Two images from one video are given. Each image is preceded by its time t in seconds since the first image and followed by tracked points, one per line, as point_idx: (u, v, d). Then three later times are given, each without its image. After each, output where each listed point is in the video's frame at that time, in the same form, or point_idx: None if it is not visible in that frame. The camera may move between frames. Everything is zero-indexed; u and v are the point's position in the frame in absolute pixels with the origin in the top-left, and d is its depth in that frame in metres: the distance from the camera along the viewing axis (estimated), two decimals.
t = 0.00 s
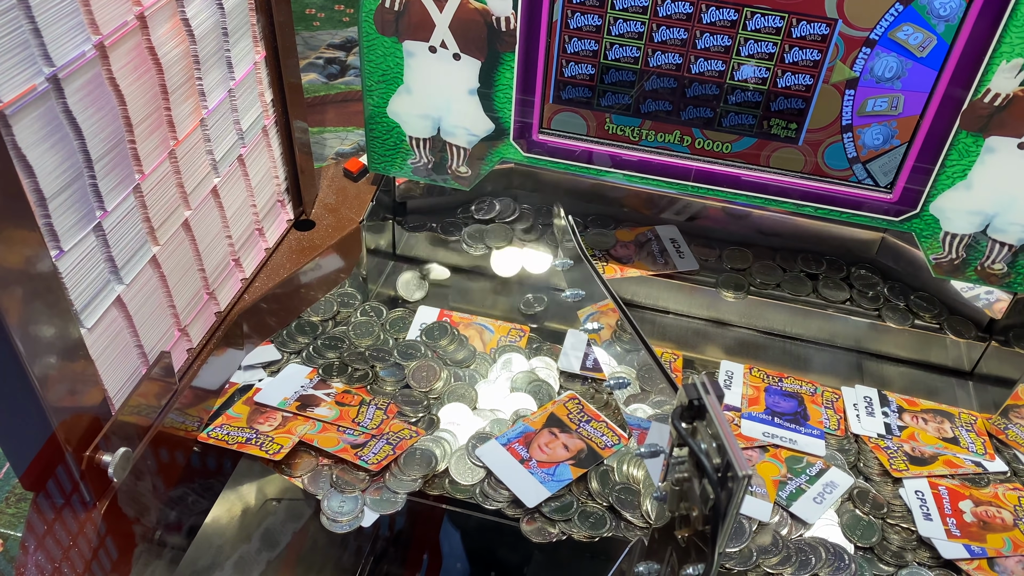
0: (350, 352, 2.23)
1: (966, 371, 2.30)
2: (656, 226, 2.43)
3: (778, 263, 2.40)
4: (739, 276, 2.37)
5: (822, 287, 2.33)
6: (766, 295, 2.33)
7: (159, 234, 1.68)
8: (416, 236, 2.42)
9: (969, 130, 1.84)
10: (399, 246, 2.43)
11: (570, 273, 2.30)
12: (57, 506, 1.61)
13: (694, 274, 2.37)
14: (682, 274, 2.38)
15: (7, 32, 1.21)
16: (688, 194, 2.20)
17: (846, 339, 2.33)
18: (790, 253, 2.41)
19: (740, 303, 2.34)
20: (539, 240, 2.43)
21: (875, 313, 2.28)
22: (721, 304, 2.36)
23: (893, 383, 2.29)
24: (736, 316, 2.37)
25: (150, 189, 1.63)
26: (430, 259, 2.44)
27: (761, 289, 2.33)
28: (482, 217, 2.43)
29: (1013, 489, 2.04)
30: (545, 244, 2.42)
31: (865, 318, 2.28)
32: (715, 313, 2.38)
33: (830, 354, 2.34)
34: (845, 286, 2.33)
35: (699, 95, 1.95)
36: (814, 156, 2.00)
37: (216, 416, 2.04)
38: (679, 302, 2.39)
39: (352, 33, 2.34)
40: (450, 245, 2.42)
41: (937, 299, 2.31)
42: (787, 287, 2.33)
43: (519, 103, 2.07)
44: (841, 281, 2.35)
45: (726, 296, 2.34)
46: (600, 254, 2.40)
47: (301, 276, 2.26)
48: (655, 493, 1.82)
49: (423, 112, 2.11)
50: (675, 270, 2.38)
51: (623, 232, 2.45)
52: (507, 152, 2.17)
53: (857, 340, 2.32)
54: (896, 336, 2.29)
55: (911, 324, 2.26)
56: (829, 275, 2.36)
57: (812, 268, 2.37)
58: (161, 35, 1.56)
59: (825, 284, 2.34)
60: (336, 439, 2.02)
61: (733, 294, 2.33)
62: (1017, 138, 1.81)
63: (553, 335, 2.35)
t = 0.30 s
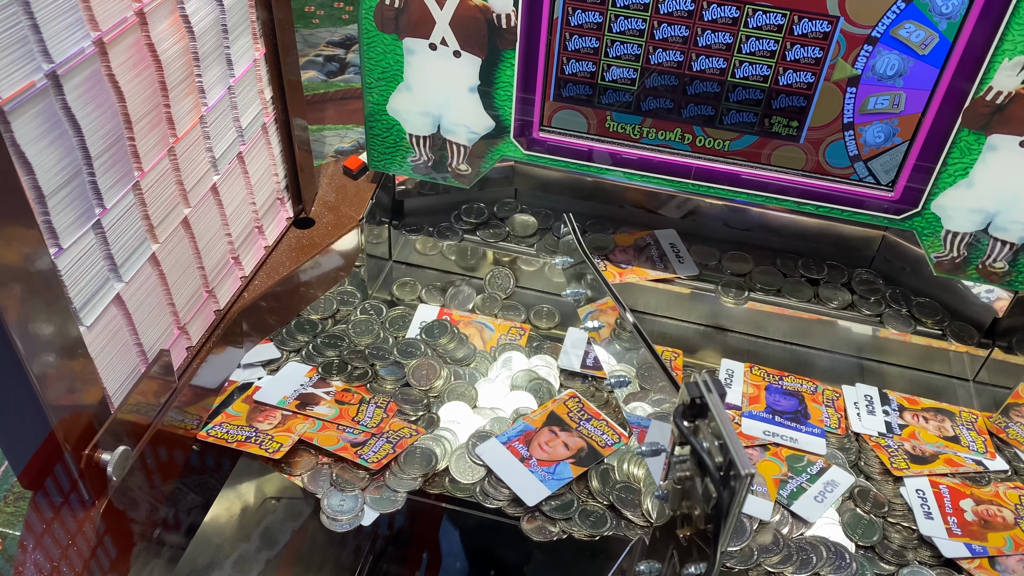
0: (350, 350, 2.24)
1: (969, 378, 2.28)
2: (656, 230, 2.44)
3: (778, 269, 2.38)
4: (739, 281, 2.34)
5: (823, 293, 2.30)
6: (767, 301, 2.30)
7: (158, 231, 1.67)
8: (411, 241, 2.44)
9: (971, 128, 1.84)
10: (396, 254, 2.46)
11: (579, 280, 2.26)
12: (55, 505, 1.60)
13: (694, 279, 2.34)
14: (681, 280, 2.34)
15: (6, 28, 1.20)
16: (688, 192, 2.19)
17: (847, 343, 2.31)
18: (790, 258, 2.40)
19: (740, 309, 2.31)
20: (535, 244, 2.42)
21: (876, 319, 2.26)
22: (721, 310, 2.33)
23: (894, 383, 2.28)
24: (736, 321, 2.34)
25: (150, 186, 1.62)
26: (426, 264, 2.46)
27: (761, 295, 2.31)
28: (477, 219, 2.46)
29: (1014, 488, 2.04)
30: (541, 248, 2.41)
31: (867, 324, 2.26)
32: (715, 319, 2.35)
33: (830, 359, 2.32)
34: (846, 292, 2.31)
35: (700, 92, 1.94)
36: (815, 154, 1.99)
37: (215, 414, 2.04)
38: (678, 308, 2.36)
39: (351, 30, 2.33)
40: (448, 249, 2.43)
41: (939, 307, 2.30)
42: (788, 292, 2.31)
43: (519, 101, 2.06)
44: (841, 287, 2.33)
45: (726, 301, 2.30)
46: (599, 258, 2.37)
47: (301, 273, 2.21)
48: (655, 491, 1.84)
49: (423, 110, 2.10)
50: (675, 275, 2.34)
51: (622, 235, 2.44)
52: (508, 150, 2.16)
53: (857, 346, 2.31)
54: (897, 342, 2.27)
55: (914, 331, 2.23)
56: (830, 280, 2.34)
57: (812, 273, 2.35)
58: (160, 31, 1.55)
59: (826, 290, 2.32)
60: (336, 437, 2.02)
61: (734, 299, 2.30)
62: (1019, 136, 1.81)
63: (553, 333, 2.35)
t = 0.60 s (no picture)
0: (349, 348, 2.24)
1: (971, 395, 2.27)
2: (652, 242, 2.43)
3: (778, 283, 2.36)
4: (738, 295, 2.31)
5: (822, 308, 2.27)
6: (766, 314, 2.27)
7: (157, 229, 1.67)
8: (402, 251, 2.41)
9: (970, 125, 1.84)
10: (387, 267, 2.44)
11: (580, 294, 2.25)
12: (54, 502, 1.61)
13: (692, 293, 2.31)
14: (678, 294, 2.30)
15: (4, 25, 1.20)
16: (688, 189, 2.19)
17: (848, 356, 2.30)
18: (790, 271, 2.39)
19: (739, 323, 2.29)
20: (527, 254, 2.41)
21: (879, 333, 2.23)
22: (720, 324, 2.31)
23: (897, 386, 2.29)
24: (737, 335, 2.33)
25: (148, 183, 1.61)
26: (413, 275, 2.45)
27: (761, 309, 2.27)
28: (470, 229, 2.45)
29: (1013, 486, 2.04)
30: (535, 256, 2.41)
31: (868, 338, 2.23)
32: (716, 332, 2.34)
33: (830, 369, 2.33)
34: (848, 307, 2.29)
35: (699, 90, 1.94)
36: (815, 152, 1.99)
37: (214, 412, 2.04)
38: (675, 317, 2.35)
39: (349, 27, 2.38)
40: (442, 261, 2.41)
41: (942, 321, 2.27)
42: (787, 307, 2.27)
43: (519, 99, 2.06)
44: (843, 300, 2.31)
45: (725, 317, 2.28)
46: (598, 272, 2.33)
47: (300, 271, 2.18)
48: (655, 489, 1.82)
49: (422, 107, 2.10)
50: (672, 287, 2.30)
51: (617, 248, 2.43)
52: (507, 148, 2.16)
53: (859, 359, 2.29)
54: (899, 357, 2.24)
55: (915, 346, 2.21)
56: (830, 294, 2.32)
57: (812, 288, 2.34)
58: (158, 29, 1.55)
59: (827, 304, 2.29)
60: (335, 435, 2.01)
61: (733, 314, 2.26)
62: (1019, 134, 1.81)
63: (551, 331, 2.35)
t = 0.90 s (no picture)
0: (348, 345, 2.23)
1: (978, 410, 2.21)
2: (651, 252, 2.42)
3: (779, 297, 2.31)
4: (738, 309, 2.26)
5: (824, 322, 2.23)
6: (766, 327, 2.21)
7: (155, 224, 1.66)
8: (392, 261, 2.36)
9: (974, 121, 1.83)
10: (378, 277, 2.41)
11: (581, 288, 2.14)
12: (53, 500, 1.63)
13: (691, 306, 2.26)
14: (677, 307, 2.27)
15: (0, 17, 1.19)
16: (689, 185, 2.18)
17: (852, 373, 2.23)
18: (791, 284, 2.38)
19: (739, 338, 2.22)
20: (522, 266, 2.34)
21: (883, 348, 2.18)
22: (719, 339, 2.25)
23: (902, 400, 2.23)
24: (738, 351, 2.26)
25: (147, 178, 1.60)
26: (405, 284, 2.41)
27: (761, 322, 2.22)
28: (468, 234, 2.41)
29: (1016, 483, 2.04)
30: (531, 269, 2.33)
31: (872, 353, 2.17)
32: (716, 348, 2.27)
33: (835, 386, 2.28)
34: (851, 321, 2.24)
35: (701, 85, 1.93)
36: (817, 148, 1.98)
37: (212, 406, 2.02)
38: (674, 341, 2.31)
39: (349, 23, 2.38)
40: (432, 273, 2.35)
41: (946, 336, 2.24)
42: (788, 320, 2.22)
43: (519, 95, 2.05)
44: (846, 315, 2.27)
45: (724, 331, 2.21)
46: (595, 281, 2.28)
47: (297, 267, 2.16)
48: (655, 485, 1.81)
49: (422, 102, 2.09)
50: (671, 300, 2.27)
51: (615, 258, 2.37)
52: (507, 143, 2.15)
53: (867, 378, 2.23)
54: (904, 373, 2.18)
55: (919, 361, 2.15)
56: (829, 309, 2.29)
57: (814, 301, 2.31)
58: (157, 22, 1.54)
59: (828, 318, 2.24)
60: (333, 431, 2.00)
61: (732, 328, 2.20)
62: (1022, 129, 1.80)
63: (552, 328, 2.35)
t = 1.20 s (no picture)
0: (346, 345, 2.23)
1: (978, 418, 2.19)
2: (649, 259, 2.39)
3: (779, 302, 2.30)
4: (738, 314, 2.25)
5: (824, 328, 2.22)
6: (765, 334, 2.20)
7: (156, 220, 1.65)
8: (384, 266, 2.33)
9: (974, 116, 1.83)
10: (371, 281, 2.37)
11: (584, 286, 2.14)
12: (53, 496, 1.61)
13: (690, 313, 2.25)
14: (676, 313, 2.25)
15: None
16: (688, 181, 2.18)
17: (854, 381, 2.21)
18: (791, 289, 2.34)
19: (739, 344, 2.20)
20: (519, 271, 2.33)
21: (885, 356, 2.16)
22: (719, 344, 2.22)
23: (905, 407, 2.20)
24: (738, 357, 2.25)
25: (147, 174, 1.60)
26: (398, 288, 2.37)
27: (760, 328, 2.21)
28: (467, 239, 2.42)
29: (1016, 479, 2.04)
30: (528, 274, 2.33)
31: (874, 361, 2.16)
32: (716, 354, 2.25)
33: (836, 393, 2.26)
34: (852, 327, 2.23)
35: (701, 81, 1.93)
36: (818, 144, 1.98)
37: (211, 410, 2.02)
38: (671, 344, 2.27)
39: (348, 20, 2.46)
40: (427, 281, 2.34)
41: (950, 344, 2.21)
42: (788, 327, 2.21)
43: (519, 92, 2.05)
44: (846, 322, 2.26)
45: (723, 337, 2.20)
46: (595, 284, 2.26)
47: (289, 267, 2.14)
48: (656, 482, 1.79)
49: (422, 98, 2.09)
50: (669, 306, 2.26)
51: (613, 264, 2.34)
52: (506, 139, 2.15)
53: (868, 385, 2.20)
54: (907, 381, 2.15)
55: (921, 370, 2.13)
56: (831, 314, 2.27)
57: (814, 306, 2.29)
58: (156, 17, 1.53)
59: (829, 325, 2.23)
60: (325, 436, 1.99)
61: (731, 335, 2.19)
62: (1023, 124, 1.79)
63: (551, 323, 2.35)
